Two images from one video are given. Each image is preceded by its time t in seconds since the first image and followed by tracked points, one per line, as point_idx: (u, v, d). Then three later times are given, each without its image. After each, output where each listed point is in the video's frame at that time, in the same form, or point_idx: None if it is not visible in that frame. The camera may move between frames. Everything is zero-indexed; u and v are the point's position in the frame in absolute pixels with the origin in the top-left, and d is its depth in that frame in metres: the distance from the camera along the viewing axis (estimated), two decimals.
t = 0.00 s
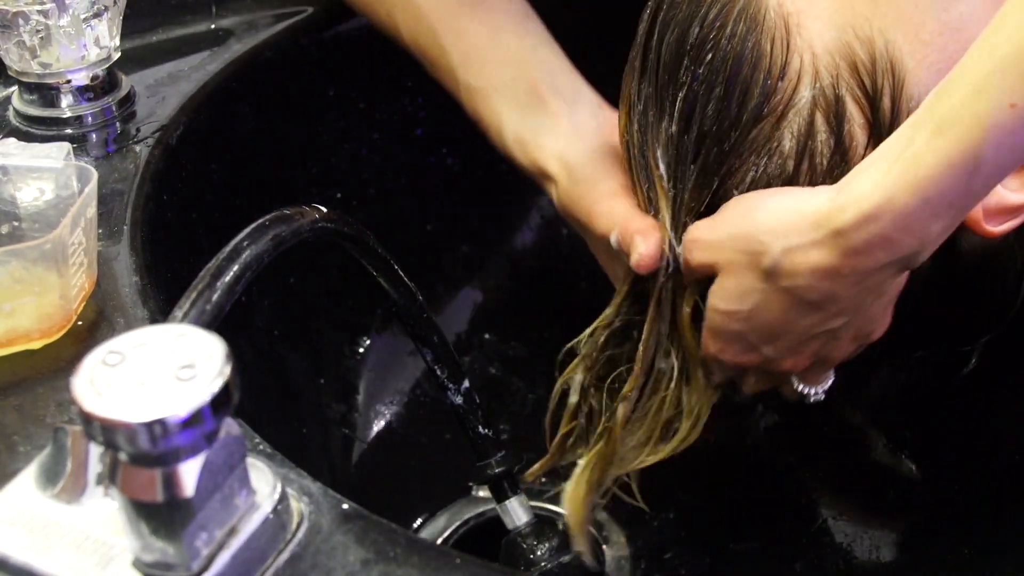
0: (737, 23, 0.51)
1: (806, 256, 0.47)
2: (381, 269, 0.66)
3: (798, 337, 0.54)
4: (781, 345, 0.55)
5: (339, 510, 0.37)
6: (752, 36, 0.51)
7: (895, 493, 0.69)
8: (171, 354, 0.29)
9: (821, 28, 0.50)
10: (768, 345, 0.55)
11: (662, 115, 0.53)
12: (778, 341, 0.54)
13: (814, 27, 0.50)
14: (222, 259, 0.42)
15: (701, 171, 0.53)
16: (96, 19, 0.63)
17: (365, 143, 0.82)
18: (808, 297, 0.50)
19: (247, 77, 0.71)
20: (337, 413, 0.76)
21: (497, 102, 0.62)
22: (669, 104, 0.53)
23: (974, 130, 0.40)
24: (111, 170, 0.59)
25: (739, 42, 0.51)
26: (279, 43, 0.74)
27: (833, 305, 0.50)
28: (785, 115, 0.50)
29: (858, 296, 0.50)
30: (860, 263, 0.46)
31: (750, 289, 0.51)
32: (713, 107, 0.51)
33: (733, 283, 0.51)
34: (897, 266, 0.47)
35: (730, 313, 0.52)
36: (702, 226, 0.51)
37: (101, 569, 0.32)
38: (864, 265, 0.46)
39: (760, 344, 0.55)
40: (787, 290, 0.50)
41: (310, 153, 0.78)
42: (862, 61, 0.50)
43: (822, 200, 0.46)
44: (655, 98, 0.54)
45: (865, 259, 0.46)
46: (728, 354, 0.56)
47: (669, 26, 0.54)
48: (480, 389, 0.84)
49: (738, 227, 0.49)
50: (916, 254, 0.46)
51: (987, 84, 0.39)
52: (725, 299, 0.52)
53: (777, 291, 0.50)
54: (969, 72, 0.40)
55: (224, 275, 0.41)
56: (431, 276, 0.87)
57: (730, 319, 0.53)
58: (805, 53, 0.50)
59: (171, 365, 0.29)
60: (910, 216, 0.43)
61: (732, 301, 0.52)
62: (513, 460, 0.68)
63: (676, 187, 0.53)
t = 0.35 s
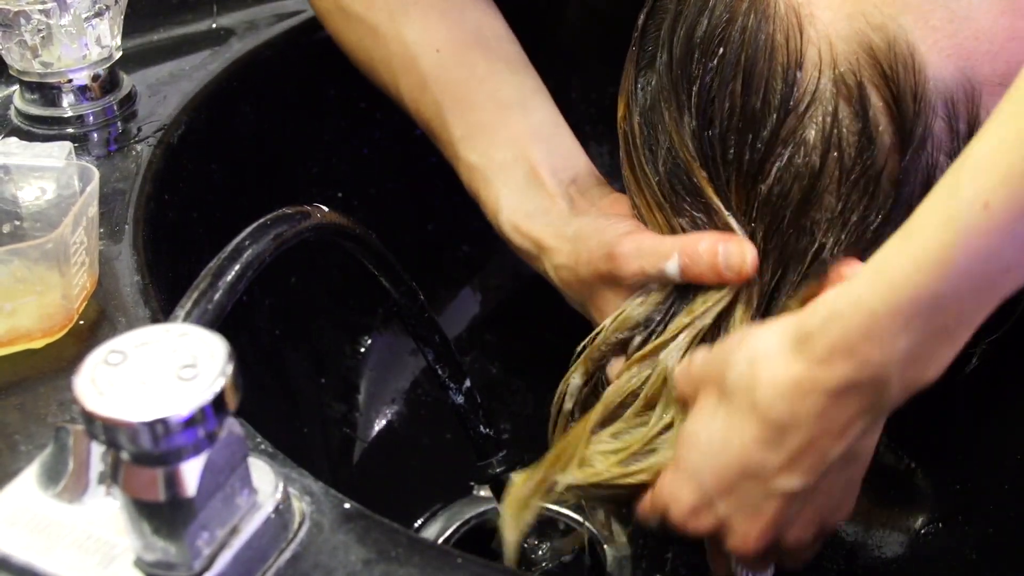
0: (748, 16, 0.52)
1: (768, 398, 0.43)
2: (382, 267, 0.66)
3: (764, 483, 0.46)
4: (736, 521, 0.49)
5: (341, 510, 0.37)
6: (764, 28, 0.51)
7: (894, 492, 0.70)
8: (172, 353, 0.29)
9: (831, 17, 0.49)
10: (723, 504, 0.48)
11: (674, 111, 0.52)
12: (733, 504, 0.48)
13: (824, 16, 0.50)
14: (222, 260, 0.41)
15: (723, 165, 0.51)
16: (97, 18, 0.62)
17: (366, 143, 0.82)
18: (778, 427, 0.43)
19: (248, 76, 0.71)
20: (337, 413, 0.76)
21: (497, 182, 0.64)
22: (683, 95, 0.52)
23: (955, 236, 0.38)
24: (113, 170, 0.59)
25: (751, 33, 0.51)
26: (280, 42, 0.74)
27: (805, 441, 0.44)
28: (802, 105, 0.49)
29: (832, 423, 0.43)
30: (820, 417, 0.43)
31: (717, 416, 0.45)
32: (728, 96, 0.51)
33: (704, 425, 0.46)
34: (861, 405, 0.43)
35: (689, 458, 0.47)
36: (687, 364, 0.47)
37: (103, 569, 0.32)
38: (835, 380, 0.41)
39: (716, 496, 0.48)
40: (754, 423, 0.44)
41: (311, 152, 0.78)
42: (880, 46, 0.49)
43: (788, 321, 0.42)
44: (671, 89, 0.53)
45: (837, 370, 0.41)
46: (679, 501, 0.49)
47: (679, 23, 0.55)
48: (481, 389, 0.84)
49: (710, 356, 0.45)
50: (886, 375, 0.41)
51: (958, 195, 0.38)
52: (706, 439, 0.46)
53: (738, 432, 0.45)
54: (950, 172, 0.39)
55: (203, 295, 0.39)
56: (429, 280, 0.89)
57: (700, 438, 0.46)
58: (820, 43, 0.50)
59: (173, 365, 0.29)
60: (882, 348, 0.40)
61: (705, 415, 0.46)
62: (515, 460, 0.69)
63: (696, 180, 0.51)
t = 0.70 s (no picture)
0: (736, 27, 0.54)
1: (851, 470, 0.42)
2: (380, 265, 0.66)
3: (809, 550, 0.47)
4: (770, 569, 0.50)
5: (339, 510, 0.37)
6: (752, 40, 0.54)
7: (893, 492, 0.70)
8: (171, 353, 0.29)
9: (818, 32, 0.52)
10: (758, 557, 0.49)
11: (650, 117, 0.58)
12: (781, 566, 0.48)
13: (810, 31, 0.52)
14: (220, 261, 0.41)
15: (692, 169, 0.55)
16: (96, 17, 0.63)
17: (365, 143, 0.82)
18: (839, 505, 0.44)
19: (246, 76, 0.71)
20: (337, 413, 0.76)
21: (415, 163, 0.62)
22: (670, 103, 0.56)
23: None
24: (111, 170, 0.59)
25: (739, 42, 0.54)
26: (278, 42, 0.74)
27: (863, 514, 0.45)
28: (781, 117, 0.53)
29: (890, 499, 0.44)
30: (895, 489, 0.44)
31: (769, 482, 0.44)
32: (711, 104, 0.54)
33: (756, 495, 0.45)
34: (920, 482, 0.44)
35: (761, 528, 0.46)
36: (730, 430, 0.44)
37: (102, 569, 0.32)
38: (920, 457, 0.42)
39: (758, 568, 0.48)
40: (825, 506, 0.44)
41: (310, 152, 0.78)
42: (864, 60, 0.51)
43: (869, 402, 0.43)
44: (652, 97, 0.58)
45: (916, 447, 0.42)
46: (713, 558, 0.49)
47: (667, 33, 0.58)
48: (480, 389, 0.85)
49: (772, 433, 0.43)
50: (944, 457, 0.43)
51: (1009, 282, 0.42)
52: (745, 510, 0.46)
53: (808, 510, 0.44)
54: (1013, 254, 0.43)
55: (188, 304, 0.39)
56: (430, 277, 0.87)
57: (743, 512, 0.46)
58: (805, 56, 0.53)
59: (171, 365, 0.29)
60: (954, 422, 0.42)
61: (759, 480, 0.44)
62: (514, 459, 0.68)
63: (665, 182, 0.56)
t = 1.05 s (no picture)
0: (732, 26, 0.57)
1: (767, 319, 0.53)
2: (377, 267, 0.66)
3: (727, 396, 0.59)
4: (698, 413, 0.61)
5: (334, 510, 0.37)
6: (748, 38, 0.56)
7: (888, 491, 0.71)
8: (166, 354, 0.29)
9: (815, 30, 0.55)
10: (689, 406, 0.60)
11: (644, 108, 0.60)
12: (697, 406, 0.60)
13: (807, 30, 0.55)
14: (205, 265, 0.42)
15: (691, 162, 0.58)
16: (91, 19, 0.63)
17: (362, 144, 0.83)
18: (758, 341, 0.54)
19: (242, 77, 0.71)
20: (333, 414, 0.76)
21: (350, 196, 0.64)
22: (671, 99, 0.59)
23: (959, 194, 0.48)
24: (107, 170, 0.59)
25: (735, 41, 0.56)
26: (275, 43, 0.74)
27: (769, 353, 0.55)
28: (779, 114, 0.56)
29: (797, 345, 0.55)
30: (802, 330, 0.53)
31: (698, 325, 0.55)
32: (709, 103, 0.57)
33: (676, 339, 0.56)
34: (822, 330, 0.54)
35: (677, 369, 0.57)
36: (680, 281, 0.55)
37: (96, 569, 0.32)
38: (825, 304, 0.52)
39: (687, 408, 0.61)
40: (751, 343, 0.55)
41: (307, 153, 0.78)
42: (859, 57, 0.55)
43: (787, 256, 0.52)
44: (644, 93, 0.60)
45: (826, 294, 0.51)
46: (648, 413, 0.61)
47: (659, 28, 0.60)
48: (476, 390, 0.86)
49: (702, 277, 0.54)
50: (847, 309, 0.52)
51: (942, 163, 0.48)
52: (672, 356, 0.57)
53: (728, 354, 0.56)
54: (949, 134, 0.48)
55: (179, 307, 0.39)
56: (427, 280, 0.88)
57: (661, 352, 0.57)
58: (802, 55, 0.56)
59: (165, 365, 0.29)
60: (863, 279, 0.51)
61: (680, 319, 0.55)
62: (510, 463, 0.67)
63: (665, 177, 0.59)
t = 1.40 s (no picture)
0: (731, 21, 0.57)
1: (829, 181, 0.46)
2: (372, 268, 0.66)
3: (795, 289, 0.50)
4: (772, 307, 0.50)
5: (329, 511, 0.37)
6: (745, 34, 0.56)
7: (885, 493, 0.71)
8: (161, 354, 0.29)
9: (813, 24, 0.54)
10: (761, 299, 0.49)
11: (636, 103, 0.62)
12: (770, 301, 0.50)
13: (805, 25, 0.55)
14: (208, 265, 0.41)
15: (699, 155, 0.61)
16: (88, 20, 0.63)
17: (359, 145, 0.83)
18: (820, 203, 0.46)
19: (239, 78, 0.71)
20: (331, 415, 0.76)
21: (356, 133, 0.64)
22: (670, 92, 0.61)
23: None
24: (103, 172, 0.59)
25: (734, 38, 0.56)
26: (271, 44, 0.74)
27: (831, 227, 0.47)
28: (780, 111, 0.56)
29: (865, 216, 0.47)
30: (866, 190, 0.46)
31: (755, 195, 0.48)
32: (707, 97, 0.59)
33: (741, 216, 0.48)
34: (888, 197, 0.47)
35: (733, 248, 0.48)
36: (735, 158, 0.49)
37: (92, 570, 0.32)
38: (889, 159, 0.45)
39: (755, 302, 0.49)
40: (815, 217, 0.47)
41: (304, 154, 0.78)
42: (859, 53, 0.54)
43: (852, 119, 0.46)
44: (637, 89, 0.62)
45: (888, 147, 0.45)
46: (706, 313, 0.49)
47: (647, 26, 0.61)
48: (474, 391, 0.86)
49: (747, 163, 0.48)
50: (914, 165, 0.46)
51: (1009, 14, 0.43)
52: (729, 235, 0.48)
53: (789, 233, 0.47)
54: None
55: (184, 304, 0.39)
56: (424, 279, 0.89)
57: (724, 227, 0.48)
58: (802, 50, 0.55)
59: (160, 366, 0.29)
60: (930, 129, 0.45)
61: (734, 191, 0.48)
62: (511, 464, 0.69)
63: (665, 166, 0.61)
